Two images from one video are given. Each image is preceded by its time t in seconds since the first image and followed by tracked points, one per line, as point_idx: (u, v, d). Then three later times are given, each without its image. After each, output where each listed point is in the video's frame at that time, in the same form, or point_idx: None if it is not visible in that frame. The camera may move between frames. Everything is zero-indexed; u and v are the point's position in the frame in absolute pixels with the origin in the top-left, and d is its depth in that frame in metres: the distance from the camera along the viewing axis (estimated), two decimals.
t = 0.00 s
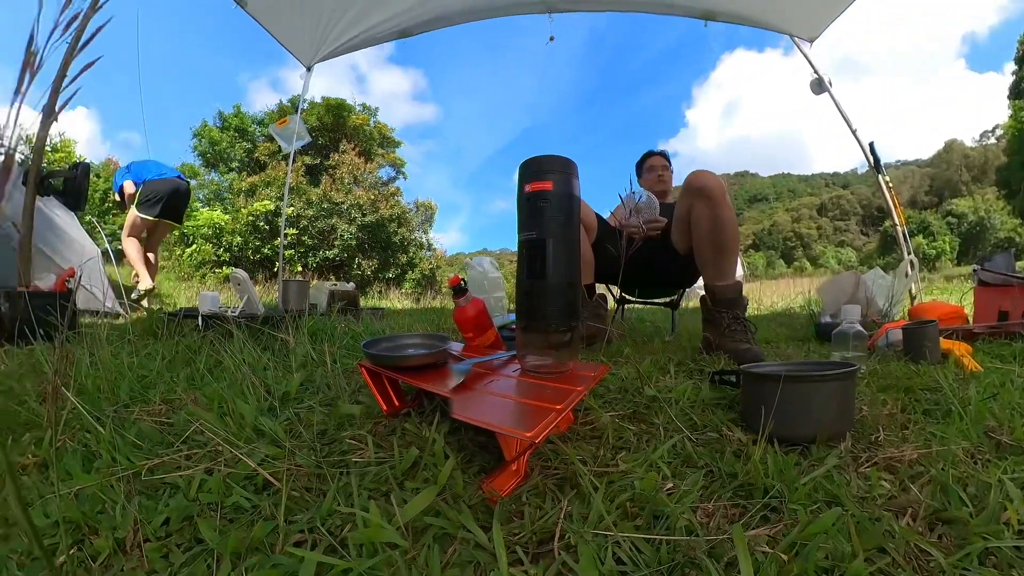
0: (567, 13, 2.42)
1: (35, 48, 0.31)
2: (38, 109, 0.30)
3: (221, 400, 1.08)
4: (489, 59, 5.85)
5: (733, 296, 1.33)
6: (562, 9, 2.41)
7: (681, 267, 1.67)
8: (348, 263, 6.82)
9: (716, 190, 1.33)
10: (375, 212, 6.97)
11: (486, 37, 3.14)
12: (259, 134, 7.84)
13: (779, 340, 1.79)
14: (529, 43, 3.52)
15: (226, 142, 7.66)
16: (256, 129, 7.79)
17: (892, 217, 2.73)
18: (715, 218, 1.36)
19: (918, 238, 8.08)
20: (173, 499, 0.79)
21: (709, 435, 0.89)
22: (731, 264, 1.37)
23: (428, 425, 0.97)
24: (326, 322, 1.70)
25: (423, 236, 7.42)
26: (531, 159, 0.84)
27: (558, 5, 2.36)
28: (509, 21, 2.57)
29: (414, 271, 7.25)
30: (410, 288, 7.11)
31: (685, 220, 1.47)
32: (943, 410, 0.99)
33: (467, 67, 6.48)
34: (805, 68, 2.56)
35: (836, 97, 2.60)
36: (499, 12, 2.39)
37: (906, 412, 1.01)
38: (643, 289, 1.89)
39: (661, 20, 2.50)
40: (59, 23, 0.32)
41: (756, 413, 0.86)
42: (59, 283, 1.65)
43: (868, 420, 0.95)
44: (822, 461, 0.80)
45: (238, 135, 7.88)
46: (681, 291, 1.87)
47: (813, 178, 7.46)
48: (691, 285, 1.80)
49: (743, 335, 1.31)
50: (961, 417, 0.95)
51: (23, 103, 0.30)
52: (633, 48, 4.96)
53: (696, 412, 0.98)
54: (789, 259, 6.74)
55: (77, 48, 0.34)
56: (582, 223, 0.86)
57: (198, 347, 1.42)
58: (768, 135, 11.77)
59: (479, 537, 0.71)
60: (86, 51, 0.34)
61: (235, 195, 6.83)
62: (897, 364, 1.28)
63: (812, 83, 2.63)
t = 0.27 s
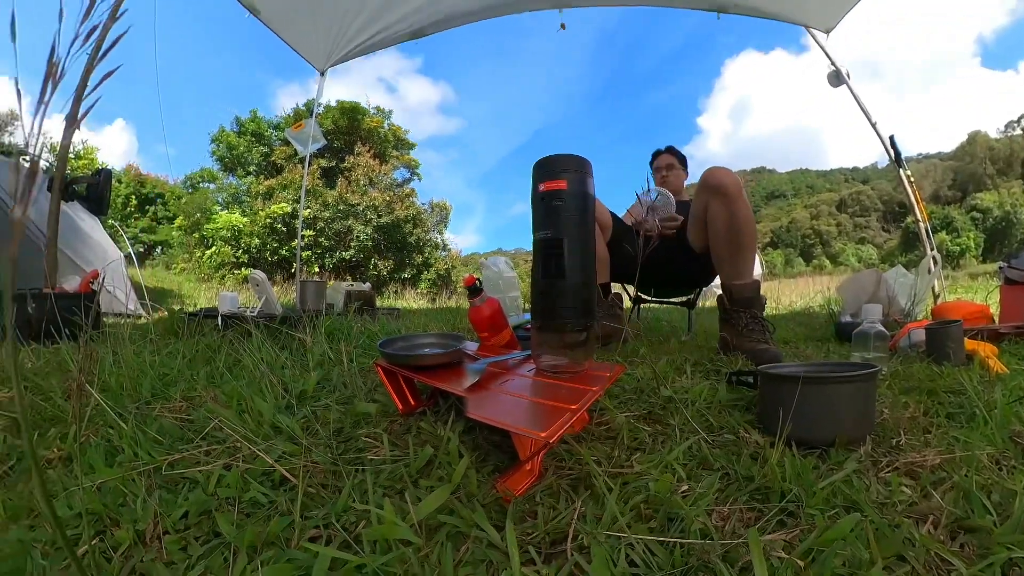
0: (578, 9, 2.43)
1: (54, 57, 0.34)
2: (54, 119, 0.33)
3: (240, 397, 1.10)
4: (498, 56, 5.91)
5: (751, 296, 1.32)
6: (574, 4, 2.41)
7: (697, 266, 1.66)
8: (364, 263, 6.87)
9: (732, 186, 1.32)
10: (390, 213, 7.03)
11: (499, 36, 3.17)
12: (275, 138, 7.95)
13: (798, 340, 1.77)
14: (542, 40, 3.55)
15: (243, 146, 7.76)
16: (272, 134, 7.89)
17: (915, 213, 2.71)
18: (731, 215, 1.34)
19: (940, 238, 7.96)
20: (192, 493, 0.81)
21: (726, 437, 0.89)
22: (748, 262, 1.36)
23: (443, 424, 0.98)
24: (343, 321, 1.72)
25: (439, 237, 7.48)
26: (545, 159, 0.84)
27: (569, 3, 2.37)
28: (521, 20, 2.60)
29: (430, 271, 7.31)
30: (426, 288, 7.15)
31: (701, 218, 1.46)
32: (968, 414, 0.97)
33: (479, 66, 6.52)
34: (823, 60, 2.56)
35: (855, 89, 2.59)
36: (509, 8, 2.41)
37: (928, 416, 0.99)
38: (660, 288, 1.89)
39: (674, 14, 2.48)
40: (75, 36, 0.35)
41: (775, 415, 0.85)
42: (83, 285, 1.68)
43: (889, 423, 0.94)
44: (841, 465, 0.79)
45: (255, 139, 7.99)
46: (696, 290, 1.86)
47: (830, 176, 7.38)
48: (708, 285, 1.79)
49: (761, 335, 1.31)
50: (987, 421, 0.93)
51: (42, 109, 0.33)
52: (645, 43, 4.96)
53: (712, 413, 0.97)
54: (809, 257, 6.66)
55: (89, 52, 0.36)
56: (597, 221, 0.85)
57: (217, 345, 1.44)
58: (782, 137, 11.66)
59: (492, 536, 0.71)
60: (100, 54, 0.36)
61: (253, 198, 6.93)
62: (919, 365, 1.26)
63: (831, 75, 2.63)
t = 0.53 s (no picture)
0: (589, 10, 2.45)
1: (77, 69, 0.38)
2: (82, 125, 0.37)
3: (258, 395, 1.11)
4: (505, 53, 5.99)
5: (767, 296, 1.32)
6: (582, 8, 2.44)
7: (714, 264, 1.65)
8: (380, 264, 6.93)
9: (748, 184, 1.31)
10: (406, 214, 7.10)
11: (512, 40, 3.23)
12: (291, 142, 8.06)
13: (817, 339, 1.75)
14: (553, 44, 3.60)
15: (260, 150, 7.87)
16: (289, 138, 8.00)
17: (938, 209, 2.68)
18: (748, 213, 1.33)
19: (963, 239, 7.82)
20: (211, 487, 0.82)
21: (743, 439, 0.88)
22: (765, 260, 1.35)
23: (458, 423, 0.98)
24: (359, 321, 1.74)
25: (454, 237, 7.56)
26: (560, 158, 0.85)
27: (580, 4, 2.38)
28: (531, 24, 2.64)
29: (445, 271, 7.37)
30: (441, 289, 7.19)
31: (717, 215, 1.45)
32: (993, 418, 0.96)
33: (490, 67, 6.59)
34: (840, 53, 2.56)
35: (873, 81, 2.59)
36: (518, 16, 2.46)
37: (952, 419, 0.97)
38: (676, 288, 1.89)
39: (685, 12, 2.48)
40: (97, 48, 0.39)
41: (793, 417, 0.84)
42: (106, 286, 1.71)
43: (910, 426, 0.93)
44: (860, 470, 0.78)
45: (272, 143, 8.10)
46: (713, 289, 1.85)
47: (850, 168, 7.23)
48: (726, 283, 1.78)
49: (780, 334, 1.30)
50: (1013, 425, 0.91)
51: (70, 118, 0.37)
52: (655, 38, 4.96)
53: (729, 415, 0.96)
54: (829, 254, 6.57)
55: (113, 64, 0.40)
56: (612, 220, 0.86)
57: (237, 344, 1.46)
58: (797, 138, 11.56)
59: (505, 536, 0.71)
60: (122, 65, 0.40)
61: (270, 201, 7.03)
62: (943, 367, 1.24)
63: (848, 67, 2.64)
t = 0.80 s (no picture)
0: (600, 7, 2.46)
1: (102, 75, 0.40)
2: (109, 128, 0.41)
3: (276, 393, 1.13)
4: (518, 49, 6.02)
5: (785, 296, 1.31)
6: (593, 6, 2.45)
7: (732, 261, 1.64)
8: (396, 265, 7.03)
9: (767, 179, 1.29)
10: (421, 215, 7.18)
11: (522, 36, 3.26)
12: (307, 145, 8.18)
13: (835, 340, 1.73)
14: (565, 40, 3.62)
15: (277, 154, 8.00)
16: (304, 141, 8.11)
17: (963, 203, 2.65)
18: (767, 209, 1.32)
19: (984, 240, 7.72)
20: (229, 482, 0.83)
21: (760, 442, 0.87)
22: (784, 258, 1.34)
23: (473, 423, 0.99)
24: (376, 321, 1.75)
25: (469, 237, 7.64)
26: (573, 157, 0.85)
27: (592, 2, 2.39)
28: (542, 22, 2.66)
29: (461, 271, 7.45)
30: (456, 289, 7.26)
31: (736, 211, 1.43)
32: (1019, 422, 0.94)
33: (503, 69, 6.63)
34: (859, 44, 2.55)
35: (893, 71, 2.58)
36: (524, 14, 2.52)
37: (976, 424, 0.96)
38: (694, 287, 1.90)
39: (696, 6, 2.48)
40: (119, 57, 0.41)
41: (811, 421, 0.84)
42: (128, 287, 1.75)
43: (933, 430, 0.91)
44: (880, 475, 0.77)
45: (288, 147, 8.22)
46: (730, 289, 1.84)
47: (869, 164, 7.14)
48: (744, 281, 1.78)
49: (799, 335, 1.29)
50: None
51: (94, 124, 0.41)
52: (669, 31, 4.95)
53: (745, 416, 0.95)
54: (847, 254, 6.49)
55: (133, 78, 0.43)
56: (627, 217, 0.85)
57: (256, 343, 1.48)
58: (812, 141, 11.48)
59: (518, 535, 0.71)
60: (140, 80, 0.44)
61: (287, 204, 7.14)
62: (967, 370, 1.22)
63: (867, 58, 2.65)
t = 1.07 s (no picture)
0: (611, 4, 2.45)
1: (123, 88, 0.41)
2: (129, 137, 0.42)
3: (294, 390, 1.14)
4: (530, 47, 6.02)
5: (804, 295, 1.31)
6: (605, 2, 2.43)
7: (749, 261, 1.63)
8: (411, 265, 7.09)
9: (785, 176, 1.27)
10: (436, 215, 7.24)
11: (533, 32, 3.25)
12: (323, 148, 8.27)
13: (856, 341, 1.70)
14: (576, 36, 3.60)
15: (293, 157, 8.10)
16: (320, 144, 8.21)
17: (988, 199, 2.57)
18: (785, 205, 1.30)
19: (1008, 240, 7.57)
20: (246, 478, 0.84)
21: (778, 445, 0.86)
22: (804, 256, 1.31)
23: (488, 422, 0.99)
24: (392, 321, 1.77)
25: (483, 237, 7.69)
26: (588, 156, 0.86)
27: None
28: (554, 18, 2.66)
29: (476, 271, 7.50)
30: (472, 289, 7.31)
31: (754, 209, 1.42)
32: None
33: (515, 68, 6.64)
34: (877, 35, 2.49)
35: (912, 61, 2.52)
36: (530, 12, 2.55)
37: (1003, 428, 0.93)
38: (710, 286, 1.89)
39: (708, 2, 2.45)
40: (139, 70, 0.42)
41: (830, 423, 0.83)
42: (151, 288, 1.77)
43: (957, 435, 0.89)
44: (901, 481, 0.76)
45: (304, 150, 8.33)
46: (748, 288, 1.82)
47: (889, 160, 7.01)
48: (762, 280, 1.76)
49: (819, 335, 1.27)
50: None
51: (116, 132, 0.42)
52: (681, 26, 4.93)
53: (763, 418, 0.94)
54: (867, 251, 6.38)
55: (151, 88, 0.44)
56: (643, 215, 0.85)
57: (274, 343, 1.49)
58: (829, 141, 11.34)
59: (531, 535, 0.71)
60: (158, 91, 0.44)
61: (304, 206, 7.24)
62: (993, 372, 1.20)
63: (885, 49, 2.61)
